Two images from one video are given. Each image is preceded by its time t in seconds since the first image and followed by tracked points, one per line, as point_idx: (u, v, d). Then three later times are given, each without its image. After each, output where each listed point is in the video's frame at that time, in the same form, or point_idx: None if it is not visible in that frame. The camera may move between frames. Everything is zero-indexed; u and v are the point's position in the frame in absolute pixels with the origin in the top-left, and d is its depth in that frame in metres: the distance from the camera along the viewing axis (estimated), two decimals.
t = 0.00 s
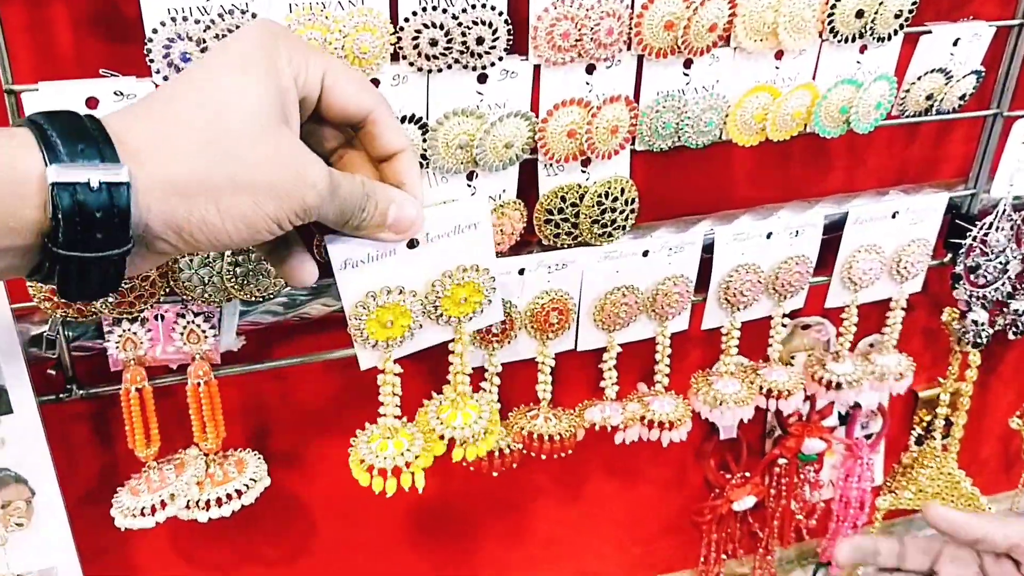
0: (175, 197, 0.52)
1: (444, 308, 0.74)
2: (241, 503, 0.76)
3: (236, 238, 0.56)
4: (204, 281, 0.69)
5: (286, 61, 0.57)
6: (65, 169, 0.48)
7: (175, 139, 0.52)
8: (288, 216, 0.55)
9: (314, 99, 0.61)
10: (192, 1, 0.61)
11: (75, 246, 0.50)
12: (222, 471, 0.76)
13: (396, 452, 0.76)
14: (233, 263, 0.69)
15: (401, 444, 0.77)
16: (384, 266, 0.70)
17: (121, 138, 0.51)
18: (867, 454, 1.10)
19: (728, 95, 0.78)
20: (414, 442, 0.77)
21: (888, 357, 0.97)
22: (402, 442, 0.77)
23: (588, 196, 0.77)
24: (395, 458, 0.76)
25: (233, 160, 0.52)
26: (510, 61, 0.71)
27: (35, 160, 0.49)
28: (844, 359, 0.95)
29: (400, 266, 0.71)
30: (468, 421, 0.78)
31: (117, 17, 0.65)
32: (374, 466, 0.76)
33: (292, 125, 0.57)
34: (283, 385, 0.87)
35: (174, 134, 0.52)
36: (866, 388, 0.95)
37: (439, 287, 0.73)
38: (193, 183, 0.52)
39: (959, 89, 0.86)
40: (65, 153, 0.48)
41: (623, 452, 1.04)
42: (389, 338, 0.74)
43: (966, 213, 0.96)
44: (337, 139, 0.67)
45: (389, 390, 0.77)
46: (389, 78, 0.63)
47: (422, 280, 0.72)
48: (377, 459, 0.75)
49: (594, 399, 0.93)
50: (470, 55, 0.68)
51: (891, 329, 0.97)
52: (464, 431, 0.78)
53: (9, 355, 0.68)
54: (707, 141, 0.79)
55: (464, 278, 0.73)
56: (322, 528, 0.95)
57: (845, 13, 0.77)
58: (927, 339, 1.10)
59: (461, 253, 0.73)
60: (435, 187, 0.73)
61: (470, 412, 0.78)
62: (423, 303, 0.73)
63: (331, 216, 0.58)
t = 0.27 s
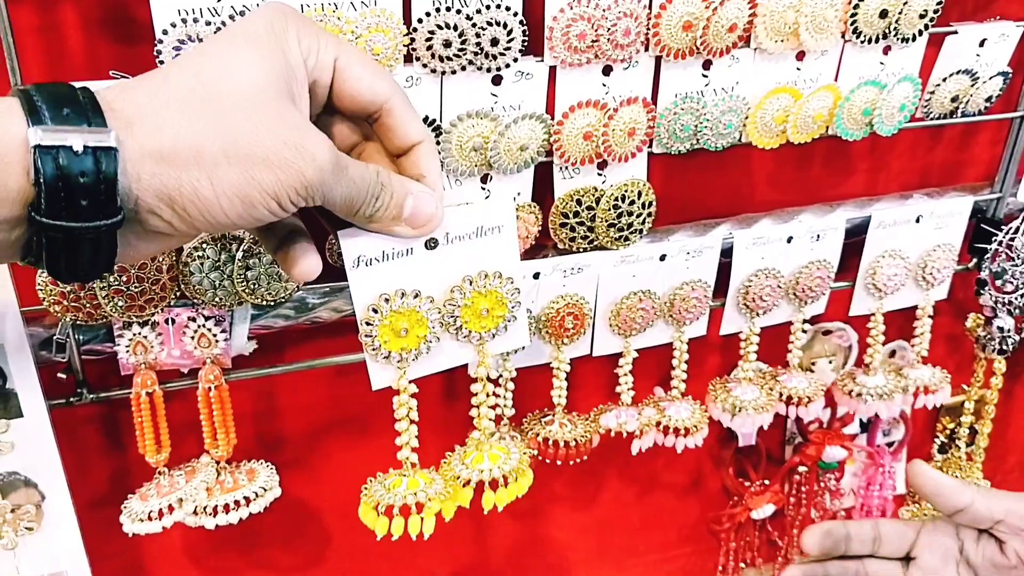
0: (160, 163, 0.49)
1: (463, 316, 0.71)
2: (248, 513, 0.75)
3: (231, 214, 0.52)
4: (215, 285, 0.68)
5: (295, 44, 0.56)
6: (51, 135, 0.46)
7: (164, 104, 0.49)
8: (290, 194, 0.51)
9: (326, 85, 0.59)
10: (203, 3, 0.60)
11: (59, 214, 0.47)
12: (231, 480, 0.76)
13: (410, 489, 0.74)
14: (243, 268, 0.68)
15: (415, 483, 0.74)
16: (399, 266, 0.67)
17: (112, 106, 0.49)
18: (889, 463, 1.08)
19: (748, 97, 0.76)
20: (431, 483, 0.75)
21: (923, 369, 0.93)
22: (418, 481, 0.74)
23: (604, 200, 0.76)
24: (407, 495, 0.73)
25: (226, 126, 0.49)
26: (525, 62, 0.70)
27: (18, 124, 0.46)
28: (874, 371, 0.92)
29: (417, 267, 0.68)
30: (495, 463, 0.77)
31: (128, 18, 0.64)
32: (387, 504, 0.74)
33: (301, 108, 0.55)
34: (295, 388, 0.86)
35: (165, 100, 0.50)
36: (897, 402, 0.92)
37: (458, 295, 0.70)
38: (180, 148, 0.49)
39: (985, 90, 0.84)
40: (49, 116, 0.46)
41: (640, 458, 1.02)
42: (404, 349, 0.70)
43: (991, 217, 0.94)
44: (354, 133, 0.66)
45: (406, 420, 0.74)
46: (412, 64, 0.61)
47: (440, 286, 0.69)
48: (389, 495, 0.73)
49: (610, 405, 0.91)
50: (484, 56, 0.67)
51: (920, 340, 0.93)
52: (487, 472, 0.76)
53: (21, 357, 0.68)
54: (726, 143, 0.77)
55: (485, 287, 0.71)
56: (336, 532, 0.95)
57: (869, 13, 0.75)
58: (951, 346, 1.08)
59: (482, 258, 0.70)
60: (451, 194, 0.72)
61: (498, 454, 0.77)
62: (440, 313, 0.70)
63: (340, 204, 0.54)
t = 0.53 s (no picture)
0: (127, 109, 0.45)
1: (478, 302, 0.69)
2: (240, 512, 0.73)
3: (210, 171, 0.47)
4: (208, 277, 0.66)
5: None
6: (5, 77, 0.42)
7: (136, 46, 0.46)
8: (278, 151, 0.47)
9: (327, 39, 0.58)
10: None
11: (16, 162, 0.43)
12: (225, 476, 0.74)
13: (418, 481, 0.71)
14: (237, 260, 0.66)
15: (423, 473, 0.72)
16: (410, 244, 0.64)
17: (76, 50, 0.46)
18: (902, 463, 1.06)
19: (758, 86, 0.74)
20: (439, 472, 0.72)
21: (931, 365, 0.92)
22: (426, 472, 0.72)
23: (609, 192, 0.74)
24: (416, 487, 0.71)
25: (203, 68, 0.45)
26: (527, 49, 0.68)
27: None
28: (880, 366, 0.92)
29: (429, 245, 0.65)
30: (506, 454, 0.75)
31: (121, 6, 0.63)
32: (392, 497, 0.71)
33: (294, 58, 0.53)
34: (295, 385, 0.84)
35: (137, 42, 0.46)
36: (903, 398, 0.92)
37: (473, 279, 0.68)
38: (150, 93, 0.45)
39: (1003, 81, 0.81)
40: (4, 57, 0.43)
41: (646, 458, 1.00)
42: (411, 335, 0.68)
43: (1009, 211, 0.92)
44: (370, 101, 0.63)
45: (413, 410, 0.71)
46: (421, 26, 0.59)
47: (454, 270, 0.67)
48: (395, 489, 0.71)
49: (615, 402, 0.89)
50: (485, 43, 0.65)
51: (931, 337, 0.91)
52: (496, 463, 0.74)
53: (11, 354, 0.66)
54: (734, 134, 0.75)
55: (504, 271, 0.69)
56: (337, 532, 0.93)
57: None
58: (966, 344, 1.06)
59: (503, 235, 0.68)
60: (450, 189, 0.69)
61: (510, 444, 0.75)
62: (452, 297, 0.68)
63: (339, 167, 0.50)
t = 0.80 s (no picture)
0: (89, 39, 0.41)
1: (496, 270, 0.64)
2: (224, 508, 0.72)
3: (182, 112, 0.44)
4: (191, 268, 0.65)
5: None
6: None
7: None
8: (259, 88, 0.44)
9: None
10: None
11: None
12: (209, 470, 0.73)
13: (433, 479, 0.70)
14: (220, 251, 0.65)
15: (440, 470, 0.70)
16: (418, 202, 0.59)
17: None
18: (904, 460, 1.04)
19: (757, 74, 0.72)
20: (457, 471, 0.71)
21: (935, 359, 0.89)
22: (442, 470, 0.70)
23: (603, 182, 0.72)
24: (429, 485, 0.69)
25: None
26: (518, 34, 0.66)
27: None
28: (883, 362, 0.88)
29: (438, 203, 0.60)
30: (536, 449, 0.73)
31: None
32: (404, 496, 0.70)
33: None
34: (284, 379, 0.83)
35: None
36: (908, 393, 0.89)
37: (489, 242, 0.62)
38: (114, 20, 0.41)
39: (1008, 69, 0.79)
40: None
41: (643, 455, 0.99)
42: (421, 307, 0.62)
43: (1013, 203, 0.89)
44: (377, 51, 0.58)
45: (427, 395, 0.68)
46: None
47: (466, 235, 0.62)
48: (406, 487, 0.70)
49: (611, 397, 0.88)
50: (475, 28, 0.63)
51: (934, 331, 0.89)
52: (525, 460, 0.72)
53: None
54: (732, 122, 0.73)
55: (524, 235, 0.63)
56: (329, 529, 0.91)
57: None
58: (970, 340, 1.04)
59: (523, 192, 0.62)
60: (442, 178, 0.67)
61: (539, 438, 0.73)
62: (467, 265, 0.63)
63: (332, 109, 0.47)
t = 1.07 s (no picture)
0: None
1: (495, 249, 0.60)
2: (196, 506, 0.70)
3: (135, 63, 0.41)
4: (158, 259, 0.63)
5: None
6: None
7: None
8: (223, 37, 0.42)
9: None
10: None
11: None
12: (180, 467, 0.71)
13: (419, 477, 0.67)
14: (189, 241, 0.63)
15: (428, 470, 0.67)
16: (408, 171, 0.55)
17: None
18: (898, 457, 1.02)
19: (743, 60, 0.70)
20: (446, 469, 0.67)
21: (930, 356, 0.87)
22: (429, 468, 0.67)
23: (585, 171, 0.70)
24: (415, 483, 0.66)
25: None
26: (495, 19, 0.64)
27: None
28: (877, 358, 0.87)
29: (430, 172, 0.56)
30: (532, 446, 0.70)
31: None
32: (387, 495, 0.66)
33: None
34: (264, 375, 0.81)
35: None
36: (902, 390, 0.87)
37: (488, 216, 0.58)
38: None
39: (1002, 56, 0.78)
40: None
41: (631, 451, 0.97)
42: (410, 290, 0.58)
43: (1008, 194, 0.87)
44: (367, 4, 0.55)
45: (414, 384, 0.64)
46: None
47: (461, 208, 0.58)
48: (388, 485, 0.66)
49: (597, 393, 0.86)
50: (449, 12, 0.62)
51: (930, 325, 0.87)
52: (520, 458, 0.69)
53: None
54: (717, 110, 0.71)
55: (525, 211, 0.59)
56: (311, 526, 0.90)
57: None
58: (965, 335, 1.02)
59: (526, 162, 0.58)
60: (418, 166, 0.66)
61: (536, 435, 0.70)
62: (461, 244, 0.58)
63: (309, 62, 0.44)
